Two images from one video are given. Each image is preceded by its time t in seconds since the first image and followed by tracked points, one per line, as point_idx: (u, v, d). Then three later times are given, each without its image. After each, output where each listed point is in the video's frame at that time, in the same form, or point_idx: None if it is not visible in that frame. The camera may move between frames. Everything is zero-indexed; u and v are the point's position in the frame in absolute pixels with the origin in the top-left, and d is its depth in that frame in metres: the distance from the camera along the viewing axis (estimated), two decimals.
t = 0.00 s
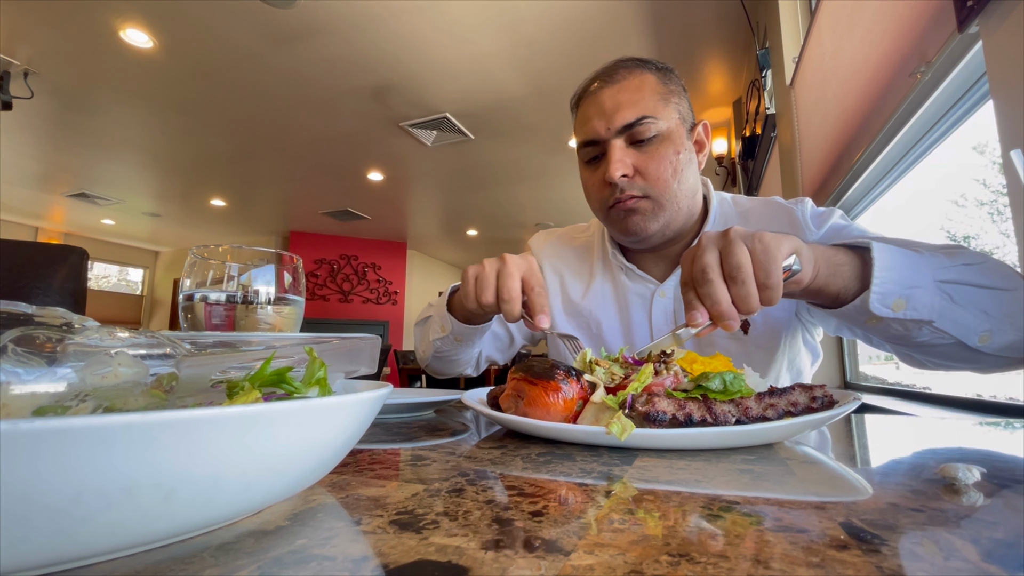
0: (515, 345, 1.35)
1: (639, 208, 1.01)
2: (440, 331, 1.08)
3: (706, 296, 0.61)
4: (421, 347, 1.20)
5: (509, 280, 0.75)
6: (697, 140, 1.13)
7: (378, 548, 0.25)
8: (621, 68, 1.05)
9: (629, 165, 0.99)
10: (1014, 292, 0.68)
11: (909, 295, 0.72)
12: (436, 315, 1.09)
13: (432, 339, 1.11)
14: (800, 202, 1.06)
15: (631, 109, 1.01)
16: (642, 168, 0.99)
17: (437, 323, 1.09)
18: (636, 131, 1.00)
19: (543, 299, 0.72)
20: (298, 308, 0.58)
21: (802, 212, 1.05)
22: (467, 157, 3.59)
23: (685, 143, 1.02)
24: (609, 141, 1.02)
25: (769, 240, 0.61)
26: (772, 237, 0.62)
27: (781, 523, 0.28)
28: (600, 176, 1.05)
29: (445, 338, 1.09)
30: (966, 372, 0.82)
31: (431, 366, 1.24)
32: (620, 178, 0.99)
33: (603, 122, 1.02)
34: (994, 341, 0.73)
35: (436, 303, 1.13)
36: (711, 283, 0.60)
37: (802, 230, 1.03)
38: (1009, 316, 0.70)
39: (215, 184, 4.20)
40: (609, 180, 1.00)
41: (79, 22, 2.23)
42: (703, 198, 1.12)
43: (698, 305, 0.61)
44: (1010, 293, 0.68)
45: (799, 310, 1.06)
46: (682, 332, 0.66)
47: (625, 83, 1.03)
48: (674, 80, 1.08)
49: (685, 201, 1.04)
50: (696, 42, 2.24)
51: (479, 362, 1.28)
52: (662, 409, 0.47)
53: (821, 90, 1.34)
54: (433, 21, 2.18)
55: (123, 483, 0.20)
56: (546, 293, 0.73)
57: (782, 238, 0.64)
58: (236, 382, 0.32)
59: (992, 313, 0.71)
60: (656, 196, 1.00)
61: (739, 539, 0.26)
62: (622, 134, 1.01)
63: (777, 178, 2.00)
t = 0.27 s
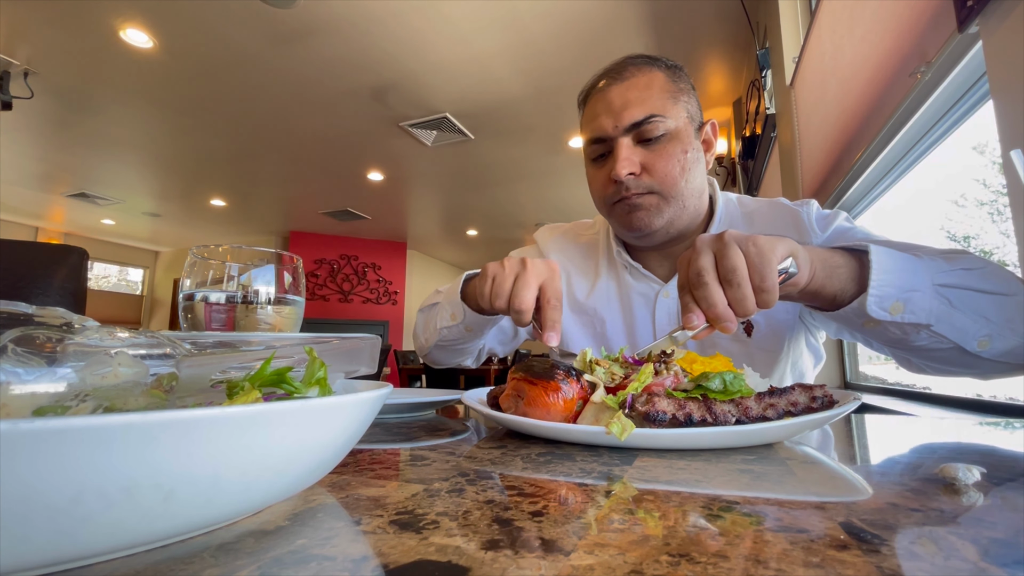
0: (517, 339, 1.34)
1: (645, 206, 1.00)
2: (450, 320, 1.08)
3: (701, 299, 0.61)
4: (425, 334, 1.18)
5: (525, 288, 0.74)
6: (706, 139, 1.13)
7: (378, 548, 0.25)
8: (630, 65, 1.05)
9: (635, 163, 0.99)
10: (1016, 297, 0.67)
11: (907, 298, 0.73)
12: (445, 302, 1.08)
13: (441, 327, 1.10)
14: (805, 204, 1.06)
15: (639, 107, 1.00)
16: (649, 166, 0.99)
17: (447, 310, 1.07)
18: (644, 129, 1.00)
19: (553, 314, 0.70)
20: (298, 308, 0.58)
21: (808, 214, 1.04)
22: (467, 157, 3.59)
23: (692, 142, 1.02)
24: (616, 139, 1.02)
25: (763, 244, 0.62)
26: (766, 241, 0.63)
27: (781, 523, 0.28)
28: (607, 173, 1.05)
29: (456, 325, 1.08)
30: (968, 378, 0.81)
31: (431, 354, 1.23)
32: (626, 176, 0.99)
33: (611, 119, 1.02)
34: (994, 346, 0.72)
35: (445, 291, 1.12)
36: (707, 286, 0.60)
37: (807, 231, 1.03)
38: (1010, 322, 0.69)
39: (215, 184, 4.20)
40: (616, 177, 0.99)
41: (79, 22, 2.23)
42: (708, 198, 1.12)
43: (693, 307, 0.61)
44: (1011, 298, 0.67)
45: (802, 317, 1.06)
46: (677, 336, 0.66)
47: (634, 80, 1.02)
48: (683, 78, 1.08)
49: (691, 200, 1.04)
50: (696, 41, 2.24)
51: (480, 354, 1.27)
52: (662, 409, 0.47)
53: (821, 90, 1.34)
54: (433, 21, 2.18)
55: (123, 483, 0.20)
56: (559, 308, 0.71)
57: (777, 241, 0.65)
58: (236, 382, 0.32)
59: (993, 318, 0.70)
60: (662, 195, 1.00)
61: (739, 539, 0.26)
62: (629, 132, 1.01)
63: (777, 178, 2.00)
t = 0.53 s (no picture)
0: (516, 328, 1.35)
1: (648, 204, 1.00)
2: (449, 294, 1.08)
3: (701, 296, 0.61)
4: (424, 309, 1.18)
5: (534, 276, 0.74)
6: (710, 139, 1.13)
7: (378, 548, 0.25)
8: (636, 62, 1.05)
9: (639, 161, 0.99)
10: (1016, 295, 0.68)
11: (907, 295, 0.73)
12: (447, 279, 1.09)
13: (439, 301, 1.10)
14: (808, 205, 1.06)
15: (644, 105, 1.00)
16: (653, 165, 0.99)
17: (448, 287, 1.08)
18: (648, 127, 1.00)
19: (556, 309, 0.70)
20: (298, 308, 0.58)
21: (811, 215, 1.04)
22: (467, 157, 3.59)
23: (697, 141, 1.02)
24: (620, 137, 1.02)
25: (762, 240, 0.62)
26: (765, 237, 0.63)
27: (781, 524, 0.28)
28: (610, 172, 1.04)
29: (455, 303, 1.08)
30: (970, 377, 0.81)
31: (427, 332, 1.23)
32: (630, 175, 0.99)
33: (615, 117, 1.02)
34: (996, 344, 0.72)
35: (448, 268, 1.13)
36: (708, 282, 0.60)
37: (809, 232, 1.04)
38: (1011, 319, 0.70)
39: (215, 184, 4.20)
40: (619, 176, 0.99)
41: (79, 23, 2.23)
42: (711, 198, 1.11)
43: (694, 304, 0.61)
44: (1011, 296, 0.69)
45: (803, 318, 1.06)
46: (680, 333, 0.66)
47: (639, 78, 1.02)
48: (689, 77, 1.07)
49: (694, 200, 1.04)
50: (696, 42, 2.24)
51: (475, 339, 1.28)
52: (662, 409, 0.47)
53: (821, 90, 1.34)
54: (433, 21, 2.18)
55: (122, 483, 0.20)
56: (561, 303, 0.71)
57: (775, 237, 0.65)
58: (235, 382, 0.32)
59: (994, 317, 0.71)
60: (666, 193, 1.00)
61: (738, 539, 0.26)
62: (634, 131, 1.01)
63: (777, 178, 2.00)
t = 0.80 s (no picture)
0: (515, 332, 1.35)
1: (648, 205, 1.00)
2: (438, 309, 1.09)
3: (695, 309, 0.61)
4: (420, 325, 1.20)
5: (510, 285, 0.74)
6: (714, 141, 1.13)
7: (378, 548, 0.25)
8: (639, 61, 1.05)
9: (640, 161, 0.99)
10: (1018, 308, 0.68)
11: (902, 309, 0.73)
12: (434, 293, 1.11)
13: (430, 317, 1.11)
14: (809, 207, 1.07)
15: (646, 105, 1.00)
16: (654, 165, 0.99)
17: (436, 301, 1.09)
18: (651, 127, 1.00)
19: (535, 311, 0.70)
20: (298, 309, 0.58)
21: (812, 216, 1.05)
22: (467, 157, 3.59)
23: (699, 142, 1.02)
24: (622, 136, 1.02)
25: (757, 253, 0.61)
26: (760, 250, 0.62)
27: (782, 524, 0.28)
28: (611, 171, 1.04)
29: (444, 316, 1.09)
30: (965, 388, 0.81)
31: (426, 346, 1.24)
32: (631, 175, 0.99)
33: (618, 116, 1.02)
34: (991, 357, 0.72)
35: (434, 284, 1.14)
36: (700, 296, 0.60)
37: (809, 236, 1.04)
38: (1008, 333, 0.69)
39: (215, 184, 4.20)
40: (620, 175, 0.99)
41: (79, 22, 2.23)
42: (711, 199, 1.11)
43: (687, 317, 0.61)
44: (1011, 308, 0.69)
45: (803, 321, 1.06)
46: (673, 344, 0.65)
47: (642, 78, 1.02)
48: (692, 78, 1.08)
49: (694, 201, 1.04)
50: (696, 42, 2.24)
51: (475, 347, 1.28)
52: (663, 409, 0.47)
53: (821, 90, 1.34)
54: (433, 21, 2.18)
55: (122, 484, 0.20)
56: (540, 304, 0.71)
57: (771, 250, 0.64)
58: (236, 382, 0.32)
59: (990, 329, 0.70)
60: (666, 194, 1.00)
61: (738, 539, 0.26)
62: (636, 130, 1.01)
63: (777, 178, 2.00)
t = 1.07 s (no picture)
0: (515, 336, 1.35)
1: (649, 205, 1.00)
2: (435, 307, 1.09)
3: (709, 301, 0.60)
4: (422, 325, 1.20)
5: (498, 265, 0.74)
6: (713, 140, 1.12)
7: (378, 548, 0.25)
8: (640, 61, 1.05)
9: (641, 161, 0.99)
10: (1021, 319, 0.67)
11: (914, 315, 0.73)
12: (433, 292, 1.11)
13: (428, 315, 1.11)
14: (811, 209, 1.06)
15: (647, 104, 1.00)
16: (654, 165, 0.99)
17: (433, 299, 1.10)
18: (652, 127, 1.00)
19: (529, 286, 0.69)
20: (298, 308, 0.58)
21: (813, 219, 1.04)
22: (467, 157, 3.59)
23: (699, 142, 1.02)
24: (623, 136, 1.02)
25: (780, 252, 0.62)
26: (783, 250, 0.63)
27: (781, 524, 0.28)
28: (611, 171, 1.04)
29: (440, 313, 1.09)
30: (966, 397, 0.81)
31: (426, 346, 1.24)
32: (631, 174, 0.99)
33: (618, 115, 1.02)
34: (995, 367, 0.72)
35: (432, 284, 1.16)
36: (717, 288, 0.60)
37: (812, 237, 1.03)
38: (1013, 342, 0.69)
39: (215, 184, 4.20)
40: (621, 175, 0.99)
41: (79, 22, 2.23)
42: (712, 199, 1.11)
43: (699, 308, 0.60)
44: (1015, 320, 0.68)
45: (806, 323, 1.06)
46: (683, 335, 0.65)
47: (643, 77, 1.02)
48: (693, 77, 1.08)
49: (695, 201, 1.04)
50: (696, 42, 2.24)
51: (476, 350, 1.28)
52: (663, 409, 0.47)
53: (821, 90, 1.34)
54: (433, 21, 2.18)
55: (122, 485, 0.20)
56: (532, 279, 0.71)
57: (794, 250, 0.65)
58: (236, 382, 0.32)
59: (996, 340, 0.70)
60: (666, 194, 1.00)
61: (739, 539, 0.26)
62: (636, 130, 1.01)
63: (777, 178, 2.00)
